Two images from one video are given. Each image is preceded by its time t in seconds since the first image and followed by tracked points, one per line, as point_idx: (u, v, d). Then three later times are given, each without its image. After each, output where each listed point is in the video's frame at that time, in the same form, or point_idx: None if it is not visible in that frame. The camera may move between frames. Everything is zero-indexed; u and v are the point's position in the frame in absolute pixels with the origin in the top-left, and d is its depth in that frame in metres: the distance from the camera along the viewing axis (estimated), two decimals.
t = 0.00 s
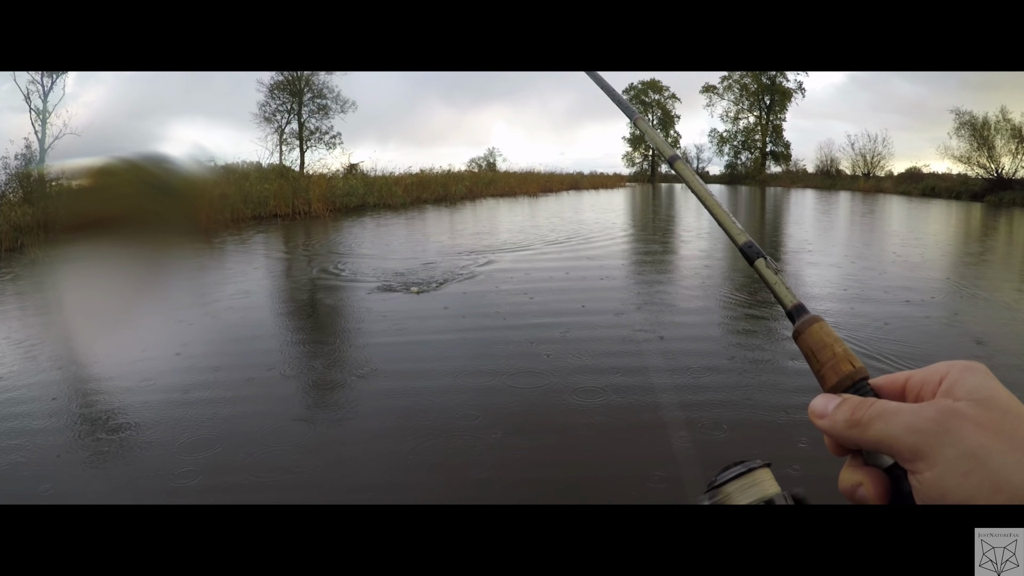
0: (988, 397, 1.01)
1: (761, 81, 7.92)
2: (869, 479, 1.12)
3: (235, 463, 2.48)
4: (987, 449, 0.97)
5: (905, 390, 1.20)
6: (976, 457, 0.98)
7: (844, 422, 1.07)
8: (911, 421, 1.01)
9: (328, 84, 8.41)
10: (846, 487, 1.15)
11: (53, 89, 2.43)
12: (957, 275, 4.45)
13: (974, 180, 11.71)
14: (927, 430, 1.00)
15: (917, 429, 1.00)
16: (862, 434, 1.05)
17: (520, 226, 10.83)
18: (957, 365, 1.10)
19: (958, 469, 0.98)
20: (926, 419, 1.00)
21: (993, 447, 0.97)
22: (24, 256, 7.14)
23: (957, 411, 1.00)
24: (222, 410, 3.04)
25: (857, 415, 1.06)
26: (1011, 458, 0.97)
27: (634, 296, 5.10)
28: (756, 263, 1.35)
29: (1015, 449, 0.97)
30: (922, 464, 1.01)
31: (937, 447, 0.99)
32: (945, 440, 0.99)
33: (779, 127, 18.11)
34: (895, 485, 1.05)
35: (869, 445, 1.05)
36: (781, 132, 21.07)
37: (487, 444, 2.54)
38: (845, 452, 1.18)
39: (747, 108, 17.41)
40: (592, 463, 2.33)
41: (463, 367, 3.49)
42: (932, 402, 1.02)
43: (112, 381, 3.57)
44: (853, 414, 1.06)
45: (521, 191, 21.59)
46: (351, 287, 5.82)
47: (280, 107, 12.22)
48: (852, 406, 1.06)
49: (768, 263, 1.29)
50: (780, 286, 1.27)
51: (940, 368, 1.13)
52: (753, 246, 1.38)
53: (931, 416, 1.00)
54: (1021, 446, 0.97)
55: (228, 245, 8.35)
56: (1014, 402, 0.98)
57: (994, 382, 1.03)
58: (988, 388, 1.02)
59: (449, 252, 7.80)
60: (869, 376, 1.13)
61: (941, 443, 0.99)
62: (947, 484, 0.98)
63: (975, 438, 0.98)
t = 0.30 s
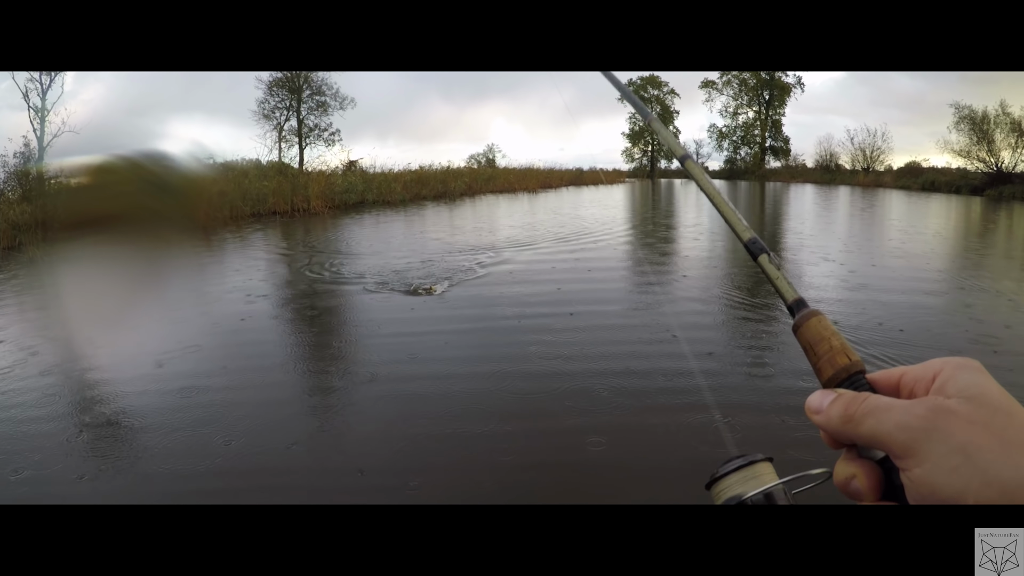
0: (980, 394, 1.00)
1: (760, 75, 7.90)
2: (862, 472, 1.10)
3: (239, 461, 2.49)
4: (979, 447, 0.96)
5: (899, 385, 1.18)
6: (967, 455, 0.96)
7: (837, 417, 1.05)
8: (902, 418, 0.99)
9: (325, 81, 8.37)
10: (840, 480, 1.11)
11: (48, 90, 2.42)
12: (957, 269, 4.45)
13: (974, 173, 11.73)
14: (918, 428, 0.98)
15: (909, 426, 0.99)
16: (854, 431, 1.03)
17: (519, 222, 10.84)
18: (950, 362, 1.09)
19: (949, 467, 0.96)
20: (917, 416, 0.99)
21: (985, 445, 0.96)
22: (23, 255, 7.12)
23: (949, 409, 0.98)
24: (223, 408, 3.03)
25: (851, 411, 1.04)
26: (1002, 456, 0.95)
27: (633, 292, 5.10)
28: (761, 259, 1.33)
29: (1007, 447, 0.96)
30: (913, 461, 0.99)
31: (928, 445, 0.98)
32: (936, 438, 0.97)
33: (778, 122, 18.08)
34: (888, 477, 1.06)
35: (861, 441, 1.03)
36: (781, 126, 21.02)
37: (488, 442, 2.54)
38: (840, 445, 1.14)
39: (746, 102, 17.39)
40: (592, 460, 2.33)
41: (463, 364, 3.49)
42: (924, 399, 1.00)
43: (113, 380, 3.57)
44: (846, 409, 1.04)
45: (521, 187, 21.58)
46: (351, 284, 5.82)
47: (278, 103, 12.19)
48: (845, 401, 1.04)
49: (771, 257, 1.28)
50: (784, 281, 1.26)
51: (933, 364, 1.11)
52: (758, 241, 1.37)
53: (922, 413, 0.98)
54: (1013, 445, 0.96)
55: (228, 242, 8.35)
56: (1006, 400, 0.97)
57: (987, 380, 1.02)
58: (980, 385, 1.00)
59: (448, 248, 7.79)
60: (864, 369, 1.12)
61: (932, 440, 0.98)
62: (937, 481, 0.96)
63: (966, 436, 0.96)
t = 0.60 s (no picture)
0: (991, 398, 1.04)
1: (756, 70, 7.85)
2: (868, 476, 1.14)
3: (236, 463, 2.48)
4: (990, 449, 1.00)
5: (907, 387, 1.22)
6: (979, 458, 1.00)
7: (846, 418, 1.10)
8: (915, 420, 1.04)
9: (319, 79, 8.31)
10: (845, 484, 1.15)
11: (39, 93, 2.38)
12: (954, 262, 4.46)
13: (970, 166, 11.73)
14: (930, 428, 1.03)
15: (922, 427, 1.03)
16: (864, 431, 1.08)
17: (515, 219, 10.81)
18: (960, 365, 1.13)
19: (960, 468, 1.01)
20: (931, 418, 1.03)
21: (995, 447, 1.00)
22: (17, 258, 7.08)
23: (962, 412, 1.03)
24: (224, 410, 3.02)
25: (860, 411, 1.09)
26: (1012, 459, 1.00)
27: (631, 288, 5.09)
28: (763, 254, 1.33)
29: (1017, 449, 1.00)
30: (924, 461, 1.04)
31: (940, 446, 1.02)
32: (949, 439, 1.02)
33: (774, 116, 18.09)
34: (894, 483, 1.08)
35: (871, 441, 1.08)
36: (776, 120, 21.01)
37: (487, 441, 2.53)
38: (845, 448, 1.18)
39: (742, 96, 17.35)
40: (593, 459, 2.32)
41: (462, 362, 3.48)
42: (936, 402, 1.05)
43: (112, 383, 3.55)
44: (856, 410, 1.09)
45: (516, 183, 21.53)
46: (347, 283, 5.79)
47: (272, 103, 12.11)
48: (854, 402, 1.09)
49: (773, 253, 1.26)
50: (785, 277, 1.26)
51: (943, 367, 1.15)
52: (759, 235, 1.36)
53: (935, 415, 1.03)
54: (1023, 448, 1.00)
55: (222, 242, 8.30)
56: (1015, 403, 1.02)
57: (996, 384, 1.06)
58: (990, 389, 1.05)
59: (445, 246, 7.76)
60: (870, 370, 1.15)
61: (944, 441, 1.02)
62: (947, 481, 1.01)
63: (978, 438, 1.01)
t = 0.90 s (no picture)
0: (1013, 392, 0.95)
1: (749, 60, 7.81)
2: (878, 469, 1.02)
3: (231, 464, 2.46)
4: (1014, 446, 0.91)
5: (923, 375, 1.16)
6: (1002, 454, 0.91)
7: (857, 405, 1.00)
8: (937, 410, 0.93)
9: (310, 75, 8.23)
10: (853, 474, 1.03)
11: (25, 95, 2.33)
12: (948, 250, 4.47)
13: (962, 153, 11.78)
14: (953, 420, 0.93)
15: (944, 419, 0.93)
16: (876, 420, 0.98)
17: (510, 211, 10.79)
18: (980, 355, 1.05)
19: (981, 465, 0.92)
20: (953, 410, 0.93)
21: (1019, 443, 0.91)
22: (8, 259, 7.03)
23: (988, 405, 0.93)
24: (223, 409, 3.00)
25: (874, 399, 0.98)
26: None
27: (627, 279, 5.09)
28: (767, 232, 1.23)
29: None
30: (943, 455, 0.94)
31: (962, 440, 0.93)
32: (972, 433, 0.92)
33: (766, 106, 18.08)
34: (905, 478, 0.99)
35: (884, 431, 0.98)
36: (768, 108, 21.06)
37: (486, 436, 2.52)
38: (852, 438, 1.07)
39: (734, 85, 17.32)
40: (594, 452, 2.32)
41: (459, 356, 3.47)
42: (957, 392, 0.95)
43: (107, 385, 3.53)
44: (870, 398, 0.98)
45: (509, 176, 21.48)
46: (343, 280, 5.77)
47: (263, 99, 12.01)
48: (868, 389, 0.98)
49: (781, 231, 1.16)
50: (792, 258, 1.16)
51: (964, 356, 1.09)
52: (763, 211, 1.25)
53: (958, 406, 0.93)
54: None
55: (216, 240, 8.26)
56: None
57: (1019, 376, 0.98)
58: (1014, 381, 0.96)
59: (439, 241, 7.74)
60: (881, 360, 1.08)
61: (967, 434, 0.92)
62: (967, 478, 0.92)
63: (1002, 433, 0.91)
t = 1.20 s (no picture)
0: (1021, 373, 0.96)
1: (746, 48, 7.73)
2: (884, 453, 1.02)
3: (229, 461, 2.44)
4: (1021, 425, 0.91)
5: (930, 361, 1.15)
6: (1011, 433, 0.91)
7: (868, 386, 0.98)
8: (947, 390, 0.93)
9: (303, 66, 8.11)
10: (858, 458, 1.04)
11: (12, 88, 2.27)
12: (944, 237, 4.47)
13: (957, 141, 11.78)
14: (963, 399, 0.92)
15: (954, 398, 0.92)
16: (887, 402, 0.96)
17: (504, 201, 10.74)
18: (988, 340, 1.07)
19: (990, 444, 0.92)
20: (963, 390, 0.92)
21: None
22: None
23: (997, 385, 0.92)
24: (219, 405, 2.97)
25: (885, 380, 0.97)
26: None
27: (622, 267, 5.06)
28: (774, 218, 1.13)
29: None
30: (953, 434, 0.94)
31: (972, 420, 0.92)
32: (982, 413, 0.92)
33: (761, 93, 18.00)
34: (911, 461, 1.00)
35: (894, 412, 0.96)
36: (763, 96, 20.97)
37: (484, 430, 2.51)
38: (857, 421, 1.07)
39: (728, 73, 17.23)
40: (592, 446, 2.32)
41: (456, 348, 3.45)
42: (968, 372, 0.95)
43: (101, 381, 3.49)
44: (880, 378, 0.97)
45: (503, 165, 21.35)
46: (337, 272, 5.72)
47: (254, 91, 11.86)
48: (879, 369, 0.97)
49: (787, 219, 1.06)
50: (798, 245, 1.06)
51: (971, 341, 1.10)
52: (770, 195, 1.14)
53: (969, 385, 0.92)
54: None
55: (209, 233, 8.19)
56: None
57: None
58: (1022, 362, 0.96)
59: (434, 231, 7.69)
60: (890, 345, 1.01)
61: (977, 414, 0.92)
62: (977, 456, 0.92)
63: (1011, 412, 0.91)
